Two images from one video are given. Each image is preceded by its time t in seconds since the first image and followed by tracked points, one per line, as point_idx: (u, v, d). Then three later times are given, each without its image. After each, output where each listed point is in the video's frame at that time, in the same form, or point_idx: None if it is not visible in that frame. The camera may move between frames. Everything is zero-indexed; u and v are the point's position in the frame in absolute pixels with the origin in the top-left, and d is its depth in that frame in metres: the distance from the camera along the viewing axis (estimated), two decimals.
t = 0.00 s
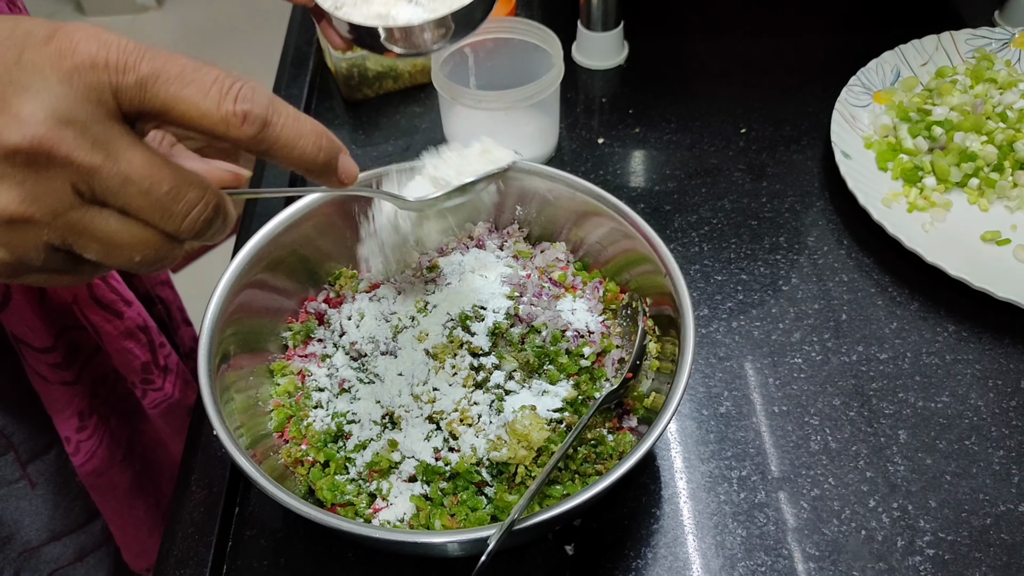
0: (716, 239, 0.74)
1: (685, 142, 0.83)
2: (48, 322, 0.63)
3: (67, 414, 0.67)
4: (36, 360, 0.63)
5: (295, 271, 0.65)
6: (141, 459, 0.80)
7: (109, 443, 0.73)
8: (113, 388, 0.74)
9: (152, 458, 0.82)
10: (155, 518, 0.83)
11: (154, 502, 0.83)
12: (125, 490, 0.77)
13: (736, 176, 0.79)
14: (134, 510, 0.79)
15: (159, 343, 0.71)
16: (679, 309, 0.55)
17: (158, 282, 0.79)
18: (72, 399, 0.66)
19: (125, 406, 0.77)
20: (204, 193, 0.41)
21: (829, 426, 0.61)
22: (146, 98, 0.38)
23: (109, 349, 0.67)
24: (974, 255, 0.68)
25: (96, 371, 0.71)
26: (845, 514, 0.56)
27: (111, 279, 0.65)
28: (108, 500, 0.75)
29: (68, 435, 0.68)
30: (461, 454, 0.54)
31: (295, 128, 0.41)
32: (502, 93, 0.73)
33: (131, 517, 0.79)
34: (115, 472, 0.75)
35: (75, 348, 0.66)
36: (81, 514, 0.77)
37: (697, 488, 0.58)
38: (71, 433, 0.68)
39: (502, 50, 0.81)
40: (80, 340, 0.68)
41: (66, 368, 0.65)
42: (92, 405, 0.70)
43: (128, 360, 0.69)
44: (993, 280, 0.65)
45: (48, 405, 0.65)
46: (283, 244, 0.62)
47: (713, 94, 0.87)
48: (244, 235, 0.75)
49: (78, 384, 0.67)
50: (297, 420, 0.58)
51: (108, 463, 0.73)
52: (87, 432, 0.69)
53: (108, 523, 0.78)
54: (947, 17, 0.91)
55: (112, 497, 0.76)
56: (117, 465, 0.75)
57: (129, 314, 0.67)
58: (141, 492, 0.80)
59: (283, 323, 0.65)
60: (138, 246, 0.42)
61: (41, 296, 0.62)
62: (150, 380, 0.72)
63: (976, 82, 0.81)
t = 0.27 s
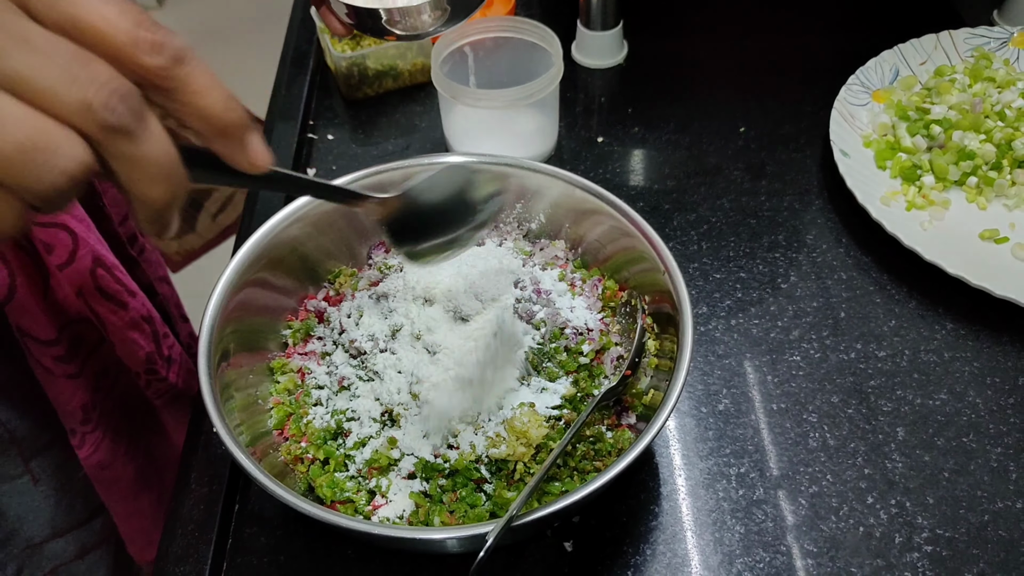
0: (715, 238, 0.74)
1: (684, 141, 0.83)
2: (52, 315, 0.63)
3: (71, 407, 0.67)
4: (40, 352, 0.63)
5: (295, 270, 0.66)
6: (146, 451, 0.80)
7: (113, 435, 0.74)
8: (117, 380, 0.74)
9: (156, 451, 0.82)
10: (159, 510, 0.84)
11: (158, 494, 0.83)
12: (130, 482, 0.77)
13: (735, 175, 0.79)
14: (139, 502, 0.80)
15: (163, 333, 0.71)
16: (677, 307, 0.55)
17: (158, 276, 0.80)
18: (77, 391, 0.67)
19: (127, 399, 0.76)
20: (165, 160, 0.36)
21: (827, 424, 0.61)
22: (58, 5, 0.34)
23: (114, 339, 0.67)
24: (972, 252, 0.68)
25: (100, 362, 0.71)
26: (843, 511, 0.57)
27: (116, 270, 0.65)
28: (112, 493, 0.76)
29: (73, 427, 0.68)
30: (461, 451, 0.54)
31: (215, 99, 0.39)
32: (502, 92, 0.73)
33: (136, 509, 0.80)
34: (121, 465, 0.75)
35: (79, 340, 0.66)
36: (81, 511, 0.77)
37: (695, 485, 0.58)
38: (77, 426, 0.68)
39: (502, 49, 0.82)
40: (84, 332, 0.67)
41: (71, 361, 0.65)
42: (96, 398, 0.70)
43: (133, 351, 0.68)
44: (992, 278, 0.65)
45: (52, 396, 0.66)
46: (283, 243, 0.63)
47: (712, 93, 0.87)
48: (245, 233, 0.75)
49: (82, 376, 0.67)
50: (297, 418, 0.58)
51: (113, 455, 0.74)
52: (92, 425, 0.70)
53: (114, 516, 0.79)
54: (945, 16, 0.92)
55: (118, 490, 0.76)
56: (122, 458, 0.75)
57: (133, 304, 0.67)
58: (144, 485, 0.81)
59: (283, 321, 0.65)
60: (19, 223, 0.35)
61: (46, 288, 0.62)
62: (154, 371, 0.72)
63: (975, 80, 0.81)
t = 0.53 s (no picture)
0: (713, 238, 0.74)
1: (683, 141, 0.83)
2: (49, 319, 0.63)
3: (68, 411, 0.67)
4: (36, 356, 0.63)
5: (294, 269, 0.66)
6: (146, 455, 0.80)
7: (113, 438, 0.74)
8: (112, 387, 0.73)
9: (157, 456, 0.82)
10: (157, 514, 0.84)
11: (156, 499, 0.84)
12: (127, 486, 0.78)
13: (734, 175, 0.79)
14: (136, 506, 0.80)
15: (160, 338, 0.69)
16: (675, 306, 0.55)
17: (156, 283, 0.81)
18: (74, 396, 0.67)
19: (126, 403, 0.75)
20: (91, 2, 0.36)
21: (825, 423, 0.61)
22: None
23: (112, 344, 0.66)
24: (970, 252, 0.68)
25: (98, 367, 0.70)
26: (842, 509, 0.57)
27: (113, 275, 0.63)
28: (112, 496, 0.76)
29: (70, 432, 0.68)
30: (460, 450, 0.54)
31: None
32: (501, 92, 0.73)
33: (133, 511, 0.81)
34: (118, 468, 0.76)
35: (76, 344, 0.66)
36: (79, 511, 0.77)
37: (693, 484, 0.59)
38: (74, 430, 0.68)
39: (500, 49, 0.82)
40: (81, 336, 0.67)
41: (67, 365, 0.65)
42: (93, 402, 0.70)
43: (131, 356, 0.67)
44: (990, 278, 0.65)
45: (50, 400, 0.66)
46: (282, 242, 0.63)
47: (710, 93, 0.87)
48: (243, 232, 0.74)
49: (79, 381, 0.67)
50: (296, 417, 0.59)
51: (111, 458, 0.74)
52: (89, 429, 0.70)
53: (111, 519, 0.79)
54: (944, 15, 0.92)
55: (115, 495, 0.77)
56: (120, 462, 0.76)
57: (130, 310, 0.65)
58: (143, 489, 0.81)
59: (283, 320, 0.65)
60: None
61: (43, 291, 0.62)
62: (152, 376, 0.70)
63: (973, 81, 0.81)
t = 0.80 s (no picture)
0: (712, 237, 0.74)
1: (682, 140, 0.83)
2: (39, 325, 0.62)
3: (59, 416, 0.67)
4: (28, 362, 0.63)
5: (294, 268, 0.66)
6: (139, 461, 0.80)
7: (106, 444, 0.74)
8: (107, 393, 0.72)
9: (149, 460, 0.81)
10: (150, 521, 0.84)
11: (149, 505, 0.84)
12: (121, 492, 0.78)
13: (733, 175, 0.80)
14: (129, 512, 0.80)
15: (152, 347, 0.70)
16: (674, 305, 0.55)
17: (158, 288, 0.81)
18: (64, 403, 0.66)
19: (121, 408, 0.75)
20: None
21: (824, 422, 0.62)
22: None
23: (101, 353, 0.66)
24: (968, 251, 0.68)
25: (91, 373, 0.69)
26: (840, 508, 0.57)
27: (105, 284, 0.63)
28: (104, 502, 0.76)
29: (61, 437, 0.68)
30: (460, 448, 0.54)
31: None
32: (500, 91, 0.73)
33: (127, 518, 0.81)
34: (112, 475, 0.76)
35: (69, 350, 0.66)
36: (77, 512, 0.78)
37: (692, 483, 0.59)
38: (65, 436, 0.68)
39: (500, 48, 0.82)
40: (75, 342, 0.67)
41: (58, 371, 0.65)
42: (86, 408, 0.70)
43: (121, 364, 0.68)
44: (988, 277, 0.65)
45: (40, 408, 0.65)
46: (282, 242, 0.63)
47: (710, 92, 0.88)
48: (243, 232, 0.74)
49: (71, 387, 0.67)
50: (296, 416, 0.59)
51: (102, 465, 0.74)
52: (81, 435, 0.69)
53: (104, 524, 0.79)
54: (943, 15, 0.92)
55: (107, 500, 0.77)
56: (113, 468, 0.76)
57: (121, 318, 0.66)
58: (137, 494, 0.81)
59: (283, 319, 0.65)
60: None
61: (35, 298, 0.62)
62: (142, 385, 0.71)
63: (972, 81, 0.81)
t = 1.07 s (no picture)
0: (712, 236, 0.75)
1: (682, 140, 0.83)
2: (40, 323, 0.63)
3: (59, 415, 0.67)
4: (28, 361, 0.63)
5: (294, 268, 0.66)
6: (137, 460, 0.80)
7: (104, 443, 0.74)
8: (108, 392, 0.73)
9: (148, 460, 0.81)
10: (149, 521, 0.84)
11: (148, 505, 0.84)
12: (119, 493, 0.78)
13: (733, 174, 0.80)
14: (128, 513, 0.80)
15: (153, 346, 0.70)
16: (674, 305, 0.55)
17: (161, 289, 0.81)
18: (64, 401, 0.66)
19: (120, 407, 0.75)
20: None
21: (824, 421, 0.62)
22: None
23: (102, 351, 0.66)
24: (968, 251, 0.68)
25: (92, 372, 0.70)
26: (839, 508, 0.57)
27: (106, 282, 0.63)
28: (103, 503, 0.76)
29: (60, 436, 0.68)
30: (460, 448, 0.54)
31: None
32: (500, 91, 0.73)
33: (126, 518, 0.80)
34: (110, 475, 0.75)
35: (70, 349, 0.66)
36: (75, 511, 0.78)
37: (692, 482, 0.59)
38: (64, 435, 0.68)
39: (500, 48, 0.82)
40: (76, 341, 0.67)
41: (59, 370, 0.65)
42: (86, 407, 0.70)
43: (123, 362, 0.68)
44: (988, 277, 0.65)
45: (40, 405, 0.66)
46: (282, 242, 0.63)
47: (709, 92, 0.88)
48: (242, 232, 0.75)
49: (71, 385, 0.67)
50: (296, 416, 0.59)
51: (102, 465, 0.74)
52: (80, 434, 0.69)
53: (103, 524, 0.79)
54: (942, 15, 0.92)
55: (106, 500, 0.76)
56: (112, 468, 0.76)
57: (121, 317, 0.66)
58: (136, 494, 0.81)
59: (283, 319, 0.66)
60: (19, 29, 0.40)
61: (35, 298, 0.62)
62: (143, 384, 0.71)
63: (971, 81, 0.81)
